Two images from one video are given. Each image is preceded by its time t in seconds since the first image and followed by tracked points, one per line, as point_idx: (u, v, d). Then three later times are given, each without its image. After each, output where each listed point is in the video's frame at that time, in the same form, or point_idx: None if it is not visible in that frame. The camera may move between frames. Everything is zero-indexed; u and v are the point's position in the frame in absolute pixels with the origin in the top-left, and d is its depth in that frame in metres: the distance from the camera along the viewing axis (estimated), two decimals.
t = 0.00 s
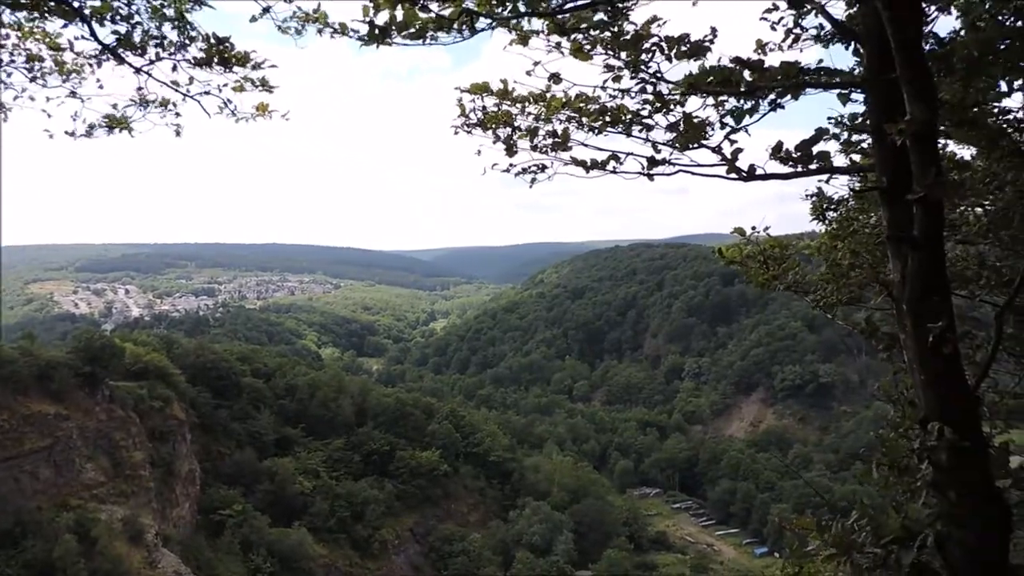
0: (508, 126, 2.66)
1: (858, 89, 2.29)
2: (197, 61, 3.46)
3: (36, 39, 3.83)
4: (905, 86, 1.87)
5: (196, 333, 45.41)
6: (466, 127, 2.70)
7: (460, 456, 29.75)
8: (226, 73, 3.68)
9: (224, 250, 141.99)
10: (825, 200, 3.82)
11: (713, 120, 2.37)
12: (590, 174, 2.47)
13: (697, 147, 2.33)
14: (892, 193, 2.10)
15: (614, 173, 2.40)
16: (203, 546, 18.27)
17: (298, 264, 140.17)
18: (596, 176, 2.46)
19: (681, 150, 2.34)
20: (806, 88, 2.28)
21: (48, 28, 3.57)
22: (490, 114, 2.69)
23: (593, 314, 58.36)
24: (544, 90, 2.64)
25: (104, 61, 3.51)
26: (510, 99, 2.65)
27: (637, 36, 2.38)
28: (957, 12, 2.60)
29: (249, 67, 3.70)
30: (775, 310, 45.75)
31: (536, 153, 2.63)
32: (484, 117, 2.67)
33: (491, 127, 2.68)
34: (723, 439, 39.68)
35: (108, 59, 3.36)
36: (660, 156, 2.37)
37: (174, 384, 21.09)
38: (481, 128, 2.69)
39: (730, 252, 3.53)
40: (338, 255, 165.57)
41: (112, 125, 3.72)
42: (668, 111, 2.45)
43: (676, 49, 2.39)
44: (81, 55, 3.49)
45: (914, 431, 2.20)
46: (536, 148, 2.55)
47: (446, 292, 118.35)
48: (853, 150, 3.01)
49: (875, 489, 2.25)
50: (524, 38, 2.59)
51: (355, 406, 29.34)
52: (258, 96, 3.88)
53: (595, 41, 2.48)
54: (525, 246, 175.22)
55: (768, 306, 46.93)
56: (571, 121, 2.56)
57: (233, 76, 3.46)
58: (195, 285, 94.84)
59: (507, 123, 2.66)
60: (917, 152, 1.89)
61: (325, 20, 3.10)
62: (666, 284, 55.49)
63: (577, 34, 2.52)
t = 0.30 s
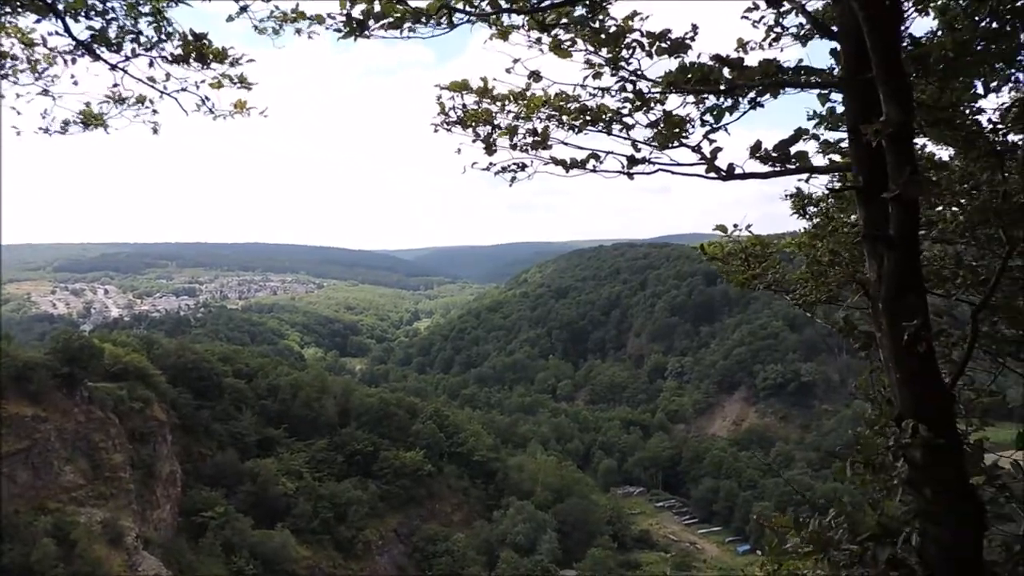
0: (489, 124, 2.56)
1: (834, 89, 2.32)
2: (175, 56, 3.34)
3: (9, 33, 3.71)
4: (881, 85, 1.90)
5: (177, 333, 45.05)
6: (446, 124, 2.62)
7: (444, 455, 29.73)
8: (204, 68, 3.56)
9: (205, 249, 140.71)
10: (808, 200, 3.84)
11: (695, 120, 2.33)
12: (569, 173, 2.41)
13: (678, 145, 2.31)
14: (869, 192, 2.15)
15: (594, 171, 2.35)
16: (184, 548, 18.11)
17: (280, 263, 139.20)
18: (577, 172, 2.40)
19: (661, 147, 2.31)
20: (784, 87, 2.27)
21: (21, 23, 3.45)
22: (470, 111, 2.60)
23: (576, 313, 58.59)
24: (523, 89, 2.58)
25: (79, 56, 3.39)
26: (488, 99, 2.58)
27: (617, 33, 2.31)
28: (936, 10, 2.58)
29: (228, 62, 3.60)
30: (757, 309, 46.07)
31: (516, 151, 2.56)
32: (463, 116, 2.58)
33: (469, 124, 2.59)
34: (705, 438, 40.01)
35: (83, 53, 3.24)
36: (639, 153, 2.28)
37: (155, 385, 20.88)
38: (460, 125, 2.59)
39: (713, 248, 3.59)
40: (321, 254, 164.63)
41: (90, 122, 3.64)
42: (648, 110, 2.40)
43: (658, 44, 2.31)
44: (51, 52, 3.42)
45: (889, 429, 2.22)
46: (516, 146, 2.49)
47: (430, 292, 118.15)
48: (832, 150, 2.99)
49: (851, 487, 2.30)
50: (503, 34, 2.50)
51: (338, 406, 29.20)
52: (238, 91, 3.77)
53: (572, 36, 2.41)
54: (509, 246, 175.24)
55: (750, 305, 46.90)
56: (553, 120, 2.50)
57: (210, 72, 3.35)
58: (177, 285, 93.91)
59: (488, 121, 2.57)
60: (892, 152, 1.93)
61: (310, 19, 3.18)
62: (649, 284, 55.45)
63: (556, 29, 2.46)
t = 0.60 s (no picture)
0: (468, 123, 2.52)
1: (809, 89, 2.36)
2: (152, 59, 3.14)
3: None
4: (856, 84, 1.96)
5: (160, 334, 44.67)
6: (425, 122, 2.57)
7: (430, 455, 29.69)
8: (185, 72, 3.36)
9: (189, 250, 139.44)
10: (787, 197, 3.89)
11: (674, 119, 2.33)
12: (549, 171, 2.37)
13: (658, 144, 2.30)
14: (843, 189, 2.20)
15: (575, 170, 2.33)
16: (168, 552, 17.97)
17: (265, 263, 138.28)
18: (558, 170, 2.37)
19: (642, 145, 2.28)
20: (762, 84, 2.29)
21: None
22: (449, 108, 2.55)
23: (562, 312, 58.74)
24: (502, 86, 2.54)
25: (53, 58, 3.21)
26: (468, 96, 2.54)
27: (595, 31, 2.30)
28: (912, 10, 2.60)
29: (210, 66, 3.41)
30: (742, 306, 46.30)
31: (495, 150, 2.52)
32: (441, 113, 2.52)
33: (448, 122, 2.53)
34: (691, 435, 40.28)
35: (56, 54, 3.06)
36: (619, 150, 2.25)
37: (138, 388, 20.67)
38: (438, 124, 2.53)
39: (696, 241, 3.67)
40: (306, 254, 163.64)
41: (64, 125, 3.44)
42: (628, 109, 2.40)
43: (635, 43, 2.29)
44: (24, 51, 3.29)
45: (864, 422, 2.26)
46: (496, 145, 2.45)
47: (416, 291, 118.01)
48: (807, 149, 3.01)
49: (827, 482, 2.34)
50: (479, 35, 2.47)
51: (324, 407, 29.03)
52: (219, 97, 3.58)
53: (549, 35, 2.40)
54: (495, 245, 175.32)
55: (735, 302, 47.23)
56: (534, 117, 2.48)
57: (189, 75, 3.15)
58: (159, 286, 92.98)
59: (467, 119, 2.51)
60: (865, 148, 1.98)
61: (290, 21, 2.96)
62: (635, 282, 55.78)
63: (535, 29, 2.46)
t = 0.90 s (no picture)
0: (449, 119, 2.50)
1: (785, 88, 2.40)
2: (131, 59, 3.12)
3: None
4: (830, 84, 2.00)
5: (143, 335, 44.30)
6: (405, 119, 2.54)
7: (416, 454, 29.68)
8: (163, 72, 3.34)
9: (171, 249, 138.17)
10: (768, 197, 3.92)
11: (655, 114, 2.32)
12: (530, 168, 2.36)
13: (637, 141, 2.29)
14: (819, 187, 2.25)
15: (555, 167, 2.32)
16: (150, 554, 17.83)
17: (248, 262, 137.37)
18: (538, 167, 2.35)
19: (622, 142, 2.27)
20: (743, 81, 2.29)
21: None
22: (432, 103, 2.54)
23: (548, 310, 58.93)
24: (484, 81, 2.53)
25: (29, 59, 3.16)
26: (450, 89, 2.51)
27: (574, 27, 2.29)
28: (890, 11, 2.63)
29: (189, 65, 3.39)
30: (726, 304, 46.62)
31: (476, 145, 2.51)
32: (424, 108, 2.51)
33: (430, 117, 2.52)
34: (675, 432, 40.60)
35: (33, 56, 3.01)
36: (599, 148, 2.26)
37: (120, 389, 20.50)
38: (420, 118, 2.51)
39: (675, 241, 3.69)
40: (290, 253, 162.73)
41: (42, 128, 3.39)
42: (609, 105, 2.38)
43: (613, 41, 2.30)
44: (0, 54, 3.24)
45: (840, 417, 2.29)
46: (477, 140, 2.44)
47: (401, 290, 117.91)
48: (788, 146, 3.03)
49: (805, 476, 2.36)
50: (462, 30, 2.47)
51: (309, 407, 28.92)
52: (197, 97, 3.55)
53: (529, 32, 2.39)
54: (480, 243, 175.49)
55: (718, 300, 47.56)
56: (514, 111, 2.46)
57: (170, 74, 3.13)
58: (141, 286, 92.07)
59: (449, 115, 2.50)
60: (839, 145, 2.03)
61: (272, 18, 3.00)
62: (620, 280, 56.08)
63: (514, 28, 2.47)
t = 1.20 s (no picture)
0: (435, 110, 2.54)
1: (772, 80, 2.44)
2: (116, 50, 3.12)
3: None
4: (813, 76, 2.05)
5: (128, 330, 43.97)
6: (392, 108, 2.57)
7: (404, 448, 29.72)
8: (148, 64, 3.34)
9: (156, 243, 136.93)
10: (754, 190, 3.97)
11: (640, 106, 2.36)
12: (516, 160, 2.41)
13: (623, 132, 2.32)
14: (802, 178, 2.30)
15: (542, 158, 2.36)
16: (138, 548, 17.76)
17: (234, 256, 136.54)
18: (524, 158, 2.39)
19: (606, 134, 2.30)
20: (726, 73, 2.33)
21: None
22: (418, 94, 2.56)
23: (535, 304, 59.08)
24: (471, 72, 2.56)
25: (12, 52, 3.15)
26: (436, 80, 2.54)
27: (560, 17, 2.32)
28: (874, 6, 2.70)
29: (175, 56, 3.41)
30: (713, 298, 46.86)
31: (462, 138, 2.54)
32: (409, 98, 2.54)
33: (417, 107, 2.55)
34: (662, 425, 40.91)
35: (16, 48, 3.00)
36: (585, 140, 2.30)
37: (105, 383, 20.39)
38: (404, 109, 2.54)
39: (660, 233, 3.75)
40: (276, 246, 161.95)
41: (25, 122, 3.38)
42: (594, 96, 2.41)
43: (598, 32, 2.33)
44: None
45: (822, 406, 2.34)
46: (463, 133, 2.46)
47: (389, 284, 117.85)
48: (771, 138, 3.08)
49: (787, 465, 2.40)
50: (449, 21, 2.51)
51: (296, 402, 28.86)
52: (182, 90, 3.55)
53: (515, 23, 2.42)
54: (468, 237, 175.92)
55: (706, 294, 47.75)
56: (501, 103, 2.50)
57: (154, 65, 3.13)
58: (126, 280, 91.23)
59: (436, 106, 2.53)
60: (822, 136, 2.08)
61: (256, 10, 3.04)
62: (608, 274, 56.28)
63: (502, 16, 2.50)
